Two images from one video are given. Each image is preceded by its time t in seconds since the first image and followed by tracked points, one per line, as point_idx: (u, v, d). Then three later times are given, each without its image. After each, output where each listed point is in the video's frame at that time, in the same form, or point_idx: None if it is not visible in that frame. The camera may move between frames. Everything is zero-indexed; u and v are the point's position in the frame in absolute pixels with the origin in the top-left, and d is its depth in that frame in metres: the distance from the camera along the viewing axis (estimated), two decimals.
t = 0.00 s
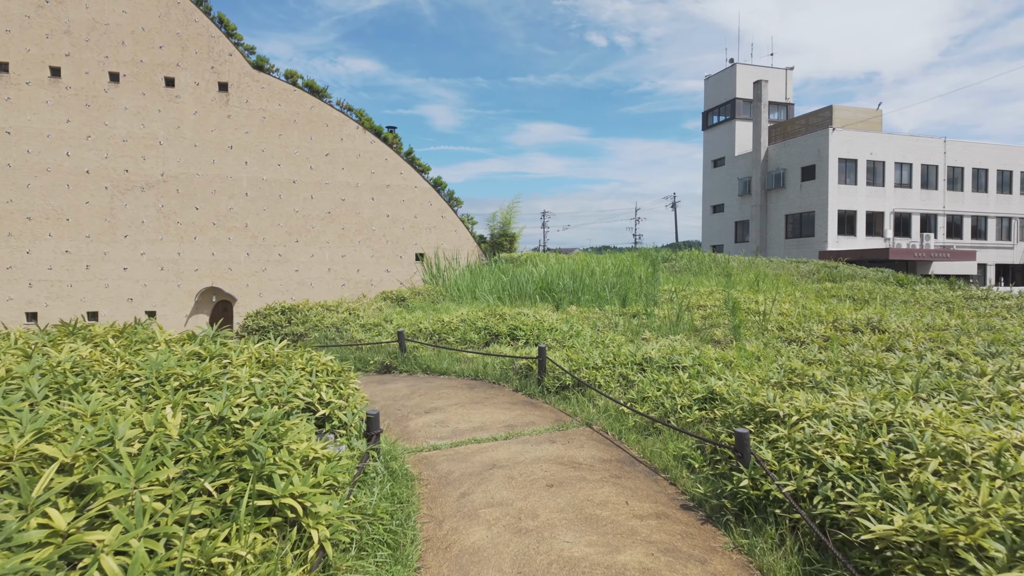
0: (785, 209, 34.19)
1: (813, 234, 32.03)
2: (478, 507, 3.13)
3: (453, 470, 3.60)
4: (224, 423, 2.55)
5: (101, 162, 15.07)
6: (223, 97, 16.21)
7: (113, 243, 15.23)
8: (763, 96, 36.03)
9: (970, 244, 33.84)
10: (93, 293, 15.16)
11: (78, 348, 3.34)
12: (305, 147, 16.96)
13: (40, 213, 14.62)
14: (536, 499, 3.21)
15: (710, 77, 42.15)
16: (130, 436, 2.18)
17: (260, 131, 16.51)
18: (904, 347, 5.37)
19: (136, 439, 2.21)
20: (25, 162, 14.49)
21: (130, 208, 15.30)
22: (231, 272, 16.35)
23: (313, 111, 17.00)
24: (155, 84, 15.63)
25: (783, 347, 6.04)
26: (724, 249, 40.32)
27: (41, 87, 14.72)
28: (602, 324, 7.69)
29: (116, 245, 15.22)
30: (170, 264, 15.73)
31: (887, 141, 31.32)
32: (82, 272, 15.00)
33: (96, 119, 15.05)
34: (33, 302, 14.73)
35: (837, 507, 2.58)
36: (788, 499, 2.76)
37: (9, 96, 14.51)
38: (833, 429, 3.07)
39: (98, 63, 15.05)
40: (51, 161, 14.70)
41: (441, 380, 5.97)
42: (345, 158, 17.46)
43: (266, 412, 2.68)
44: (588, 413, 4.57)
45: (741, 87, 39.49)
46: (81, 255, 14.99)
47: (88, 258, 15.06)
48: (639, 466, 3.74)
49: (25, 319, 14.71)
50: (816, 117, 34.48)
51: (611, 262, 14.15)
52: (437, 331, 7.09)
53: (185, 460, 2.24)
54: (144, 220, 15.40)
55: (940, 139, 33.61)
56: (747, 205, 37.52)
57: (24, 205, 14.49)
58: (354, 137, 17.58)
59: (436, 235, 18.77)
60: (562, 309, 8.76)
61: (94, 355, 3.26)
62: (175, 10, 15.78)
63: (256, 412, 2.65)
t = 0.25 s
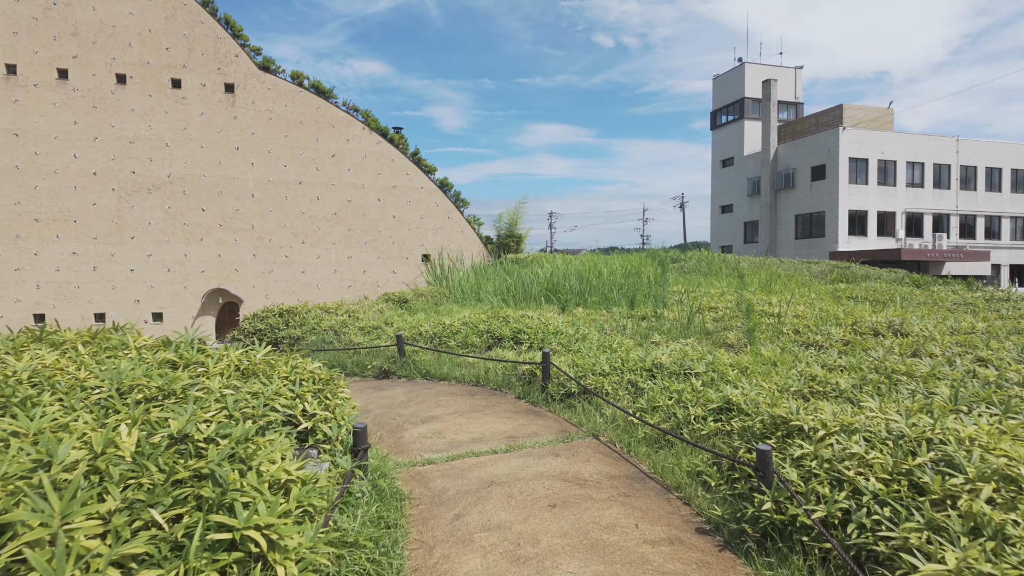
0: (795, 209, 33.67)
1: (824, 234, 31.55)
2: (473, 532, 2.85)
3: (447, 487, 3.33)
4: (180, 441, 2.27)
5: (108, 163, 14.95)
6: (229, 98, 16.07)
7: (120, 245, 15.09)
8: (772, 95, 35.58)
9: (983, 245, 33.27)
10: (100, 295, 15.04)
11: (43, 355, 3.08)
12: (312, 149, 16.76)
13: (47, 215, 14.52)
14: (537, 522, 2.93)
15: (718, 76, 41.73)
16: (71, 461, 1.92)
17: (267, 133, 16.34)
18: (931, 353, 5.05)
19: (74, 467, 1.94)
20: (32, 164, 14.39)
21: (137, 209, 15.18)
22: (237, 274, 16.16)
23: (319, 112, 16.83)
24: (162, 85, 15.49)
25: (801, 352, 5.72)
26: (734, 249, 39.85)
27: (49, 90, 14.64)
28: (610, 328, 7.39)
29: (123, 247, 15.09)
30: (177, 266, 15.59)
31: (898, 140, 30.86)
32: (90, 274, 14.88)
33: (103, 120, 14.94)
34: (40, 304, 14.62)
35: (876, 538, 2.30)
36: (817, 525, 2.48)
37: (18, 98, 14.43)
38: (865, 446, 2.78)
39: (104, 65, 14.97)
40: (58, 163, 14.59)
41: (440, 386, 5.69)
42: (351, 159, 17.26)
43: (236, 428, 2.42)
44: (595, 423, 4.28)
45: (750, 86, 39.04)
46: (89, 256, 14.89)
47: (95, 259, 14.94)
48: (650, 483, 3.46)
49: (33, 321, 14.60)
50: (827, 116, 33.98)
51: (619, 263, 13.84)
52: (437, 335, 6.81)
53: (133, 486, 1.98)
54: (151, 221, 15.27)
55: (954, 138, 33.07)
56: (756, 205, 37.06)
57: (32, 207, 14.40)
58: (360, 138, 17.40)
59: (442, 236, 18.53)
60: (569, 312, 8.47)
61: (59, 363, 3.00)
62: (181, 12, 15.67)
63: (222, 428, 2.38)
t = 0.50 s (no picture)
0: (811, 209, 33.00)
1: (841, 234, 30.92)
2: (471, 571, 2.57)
3: (445, 515, 3.06)
4: (131, 478, 2.02)
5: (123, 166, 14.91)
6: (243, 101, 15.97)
7: (135, 247, 15.05)
8: (788, 93, 35.00)
9: (1006, 245, 32.47)
10: (116, 297, 15.04)
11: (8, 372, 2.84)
12: (324, 151, 16.62)
13: (64, 219, 14.49)
14: (543, 559, 2.64)
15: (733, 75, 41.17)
16: None
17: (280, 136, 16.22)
18: (968, 364, 4.70)
19: (4, 515, 1.69)
20: (48, 168, 14.35)
21: (152, 212, 15.14)
22: (250, 276, 16.06)
23: (331, 115, 16.69)
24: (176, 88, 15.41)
25: (827, 363, 5.38)
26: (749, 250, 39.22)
27: (65, 93, 14.57)
28: (624, 334, 7.09)
29: (138, 249, 15.05)
30: (191, 268, 15.53)
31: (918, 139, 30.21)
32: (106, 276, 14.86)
33: (118, 124, 14.89)
34: (57, 306, 14.63)
35: None
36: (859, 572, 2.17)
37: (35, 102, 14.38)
38: (911, 478, 2.48)
39: (119, 69, 14.91)
40: (75, 166, 14.55)
41: (444, 398, 5.41)
42: (363, 162, 17.11)
43: (201, 459, 2.17)
44: (607, 441, 3.99)
45: (765, 85, 38.46)
46: (105, 258, 14.87)
47: (110, 262, 14.92)
48: (666, 511, 3.17)
49: (50, 323, 14.63)
50: (844, 114, 33.31)
51: (632, 266, 13.53)
52: (442, 342, 6.54)
53: (74, 534, 1.73)
54: (165, 224, 15.22)
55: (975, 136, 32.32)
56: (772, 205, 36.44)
57: (49, 210, 14.39)
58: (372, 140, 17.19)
59: (453, 238, 18.30)
60: (581, 317, 8.17)
61: (22, 380, 2.75)
62: (195, 15, 15.63)
63: (183, 459, 2.13)
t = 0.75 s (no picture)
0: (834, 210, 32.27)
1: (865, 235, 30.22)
2: None
3: (454, 538, 2.81)
4: (94, 507, 1.79)
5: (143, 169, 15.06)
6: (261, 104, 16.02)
7: (156, 249, 15.19)
8: (810, 92, 34.32)
9: None
10: (137, 299, 15.18)
11: None
12: (342, 153, 16.59)
13: (87, 221, 14.69)
14: None
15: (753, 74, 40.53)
16: None
17: (297, 139, 16.22)
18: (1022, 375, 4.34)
19: None
20: (72, 171, 14.56)
21: (172, 215, 15.24)
22: (269, 278, 16.06)
23: (349, 117, 16.67)
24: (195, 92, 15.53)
25: (863, 371, 5.05)
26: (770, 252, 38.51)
27: (88, 98, 14.80)
28: (645, 339, 6.81)
29: (159, 252, 15.18)
30: (210, 270, 15.61)
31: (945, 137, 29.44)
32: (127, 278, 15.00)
33: (139, 128, 15.06)
34: (78, 308, 14.81)
35: None
36: None
37: (59, 107, 14.61)
38: (980, 508, 2.19)
39: (141, 73, 15.11)
40: (97, 170, 14.76)
41: (457, 405, 5.17)
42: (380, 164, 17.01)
43: (180, 482, 1.95)
44: (629, 455, 3.73)
45: (786, 84, 37.79)
46: (126, 261, 15.04)
47: (132, 264, 15.06)
48: (695, 534, 2.91)
49: (73, 324, 14.80)
50: (867, 114, 32.57)
51: (651, 267, 13.23)
52: (456, 346, 6.31)
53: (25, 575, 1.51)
54: (185, 227, 15.30)
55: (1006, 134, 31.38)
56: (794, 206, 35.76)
57: (72, 213, 14.59)
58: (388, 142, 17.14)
59: (470, 240, 18.11)
60: (600, 321, 7.89)
61: None
62: (214, 19, 15.77)
63: (157, 484, 1.90)
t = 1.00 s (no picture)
0: (860, 210, 31.42)
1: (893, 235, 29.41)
2: None
3: (467, 571, 2.53)
4: (47, 551, 1.55)
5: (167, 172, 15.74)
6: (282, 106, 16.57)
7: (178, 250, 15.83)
8: (837, 90, 33.50)
9: None
10: (161, 300, 15.79)
11: None
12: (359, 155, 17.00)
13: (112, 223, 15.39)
14: None
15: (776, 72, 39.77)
16: None
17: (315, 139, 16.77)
18: None
19: None
20: (99, 174, 15.28)
21: (195, 217, 15.89)
22: (290, 279, 16.59)
23: (367, 119, 17.13)
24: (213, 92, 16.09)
25: (911, 381, 4.68)
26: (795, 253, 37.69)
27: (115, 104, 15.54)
28: (671, 344, 6.48)
29: (182, 253, 15.82)
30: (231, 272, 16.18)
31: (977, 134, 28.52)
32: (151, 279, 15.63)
33: (163, 131, 15.74)
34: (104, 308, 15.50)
35: None
36: None
37: (87, 112, 15.36)
38: None
39: (166, 77, 15.79)
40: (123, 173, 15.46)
41: (473, 415, 4.90)
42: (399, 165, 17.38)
43: (157, 517, 1.70)
44: (659, 474, 3.44)
45: (812, 82, 37.01)
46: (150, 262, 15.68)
47: (156, 265, 15.70)
48: (739, 568, 2.61)
49: (98, 324, 15.49)
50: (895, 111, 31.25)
51: (674, 268, 12.86)
52: (472, 352, 6.04)
53: None
54: (208, 228, 15.96)
55: None
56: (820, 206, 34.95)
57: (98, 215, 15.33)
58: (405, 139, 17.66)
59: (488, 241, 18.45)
60: (623, 325, 7.56)
61: None
62: (236, 22, 16.40)
63: (124, 520, 1.64)
